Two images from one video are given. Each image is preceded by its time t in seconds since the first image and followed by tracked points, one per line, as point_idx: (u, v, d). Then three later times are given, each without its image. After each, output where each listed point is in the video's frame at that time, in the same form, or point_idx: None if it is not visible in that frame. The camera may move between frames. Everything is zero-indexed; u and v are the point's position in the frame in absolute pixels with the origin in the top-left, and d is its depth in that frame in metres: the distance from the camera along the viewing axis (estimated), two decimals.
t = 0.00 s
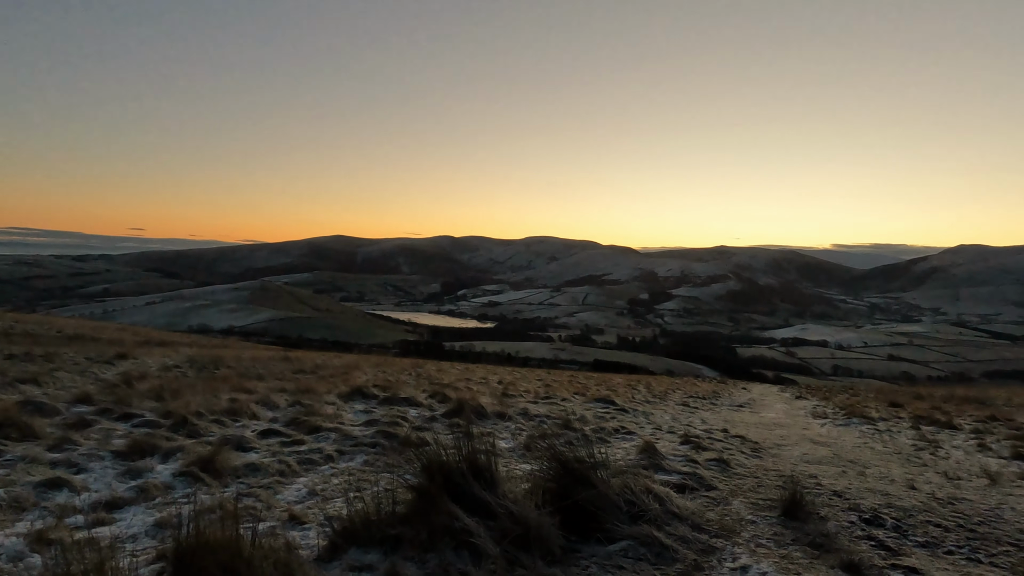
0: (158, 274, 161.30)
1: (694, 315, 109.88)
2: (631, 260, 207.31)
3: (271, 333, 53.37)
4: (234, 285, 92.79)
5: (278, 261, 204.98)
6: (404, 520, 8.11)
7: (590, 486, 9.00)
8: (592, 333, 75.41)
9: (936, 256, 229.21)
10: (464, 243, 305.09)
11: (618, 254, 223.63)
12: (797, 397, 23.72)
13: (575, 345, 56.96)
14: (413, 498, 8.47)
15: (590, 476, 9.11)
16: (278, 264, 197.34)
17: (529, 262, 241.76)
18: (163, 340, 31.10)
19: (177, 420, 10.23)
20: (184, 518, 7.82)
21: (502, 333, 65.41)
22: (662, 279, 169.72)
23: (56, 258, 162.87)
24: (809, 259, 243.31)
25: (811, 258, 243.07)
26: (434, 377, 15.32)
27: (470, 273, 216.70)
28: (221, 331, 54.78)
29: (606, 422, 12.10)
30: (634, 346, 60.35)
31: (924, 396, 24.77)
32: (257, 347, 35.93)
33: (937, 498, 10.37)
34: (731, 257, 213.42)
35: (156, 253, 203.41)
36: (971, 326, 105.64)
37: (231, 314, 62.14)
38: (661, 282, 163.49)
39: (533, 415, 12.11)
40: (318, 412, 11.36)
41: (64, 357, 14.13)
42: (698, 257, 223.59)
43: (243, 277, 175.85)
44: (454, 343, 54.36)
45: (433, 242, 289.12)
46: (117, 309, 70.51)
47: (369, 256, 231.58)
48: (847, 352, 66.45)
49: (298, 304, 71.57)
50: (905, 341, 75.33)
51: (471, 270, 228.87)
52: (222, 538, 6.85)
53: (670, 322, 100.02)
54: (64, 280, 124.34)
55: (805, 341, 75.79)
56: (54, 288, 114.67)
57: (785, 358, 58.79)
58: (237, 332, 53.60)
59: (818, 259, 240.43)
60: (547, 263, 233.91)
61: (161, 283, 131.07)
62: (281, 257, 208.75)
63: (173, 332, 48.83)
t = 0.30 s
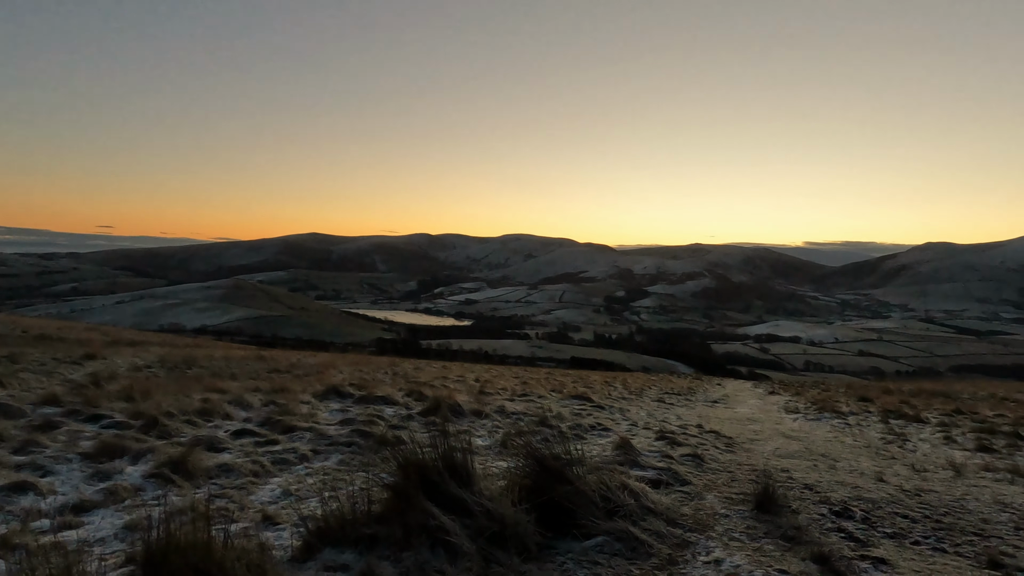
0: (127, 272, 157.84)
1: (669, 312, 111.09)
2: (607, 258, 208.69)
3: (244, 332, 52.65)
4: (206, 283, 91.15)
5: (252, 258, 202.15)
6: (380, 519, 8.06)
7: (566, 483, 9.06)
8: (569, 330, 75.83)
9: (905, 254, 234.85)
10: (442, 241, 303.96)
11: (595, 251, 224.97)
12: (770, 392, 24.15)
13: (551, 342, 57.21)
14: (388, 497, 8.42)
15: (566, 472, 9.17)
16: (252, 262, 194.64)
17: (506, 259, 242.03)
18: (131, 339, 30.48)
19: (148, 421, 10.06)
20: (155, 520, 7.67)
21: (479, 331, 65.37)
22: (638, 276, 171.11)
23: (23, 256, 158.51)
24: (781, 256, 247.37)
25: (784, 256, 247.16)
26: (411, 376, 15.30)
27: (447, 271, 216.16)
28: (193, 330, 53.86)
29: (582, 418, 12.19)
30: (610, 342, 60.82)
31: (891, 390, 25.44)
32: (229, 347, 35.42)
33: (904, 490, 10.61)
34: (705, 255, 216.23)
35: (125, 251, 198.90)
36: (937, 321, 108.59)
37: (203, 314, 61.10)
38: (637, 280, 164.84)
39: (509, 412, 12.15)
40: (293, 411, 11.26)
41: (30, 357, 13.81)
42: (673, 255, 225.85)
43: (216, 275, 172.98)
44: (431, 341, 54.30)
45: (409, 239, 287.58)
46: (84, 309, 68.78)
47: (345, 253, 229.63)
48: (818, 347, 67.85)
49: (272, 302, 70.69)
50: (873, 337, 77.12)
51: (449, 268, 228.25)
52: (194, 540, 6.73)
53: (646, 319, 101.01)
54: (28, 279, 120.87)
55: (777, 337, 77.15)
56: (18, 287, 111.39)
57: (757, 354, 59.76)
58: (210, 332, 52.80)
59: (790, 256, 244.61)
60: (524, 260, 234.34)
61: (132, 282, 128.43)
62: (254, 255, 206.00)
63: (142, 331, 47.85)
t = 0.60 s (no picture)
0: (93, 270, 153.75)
1: (644, 309, 112.13)
2: (583, 255, 209.68)
3: (215, 331, 51.75)
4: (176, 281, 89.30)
5: (224, 256, 198.60)
6: (353, 518, 8.00)
7: (541, 479, 9.11)
8: (545, 327, 76.11)
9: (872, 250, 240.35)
10: (419, 238, 302.57)
11: (571, 248, 226.04)
12: (743, 388, 24.54)
13: (527, 339, 57.34)
14: (363, 495, 8.37)
15: (541, 469, 9.22)
16: (225, 260, 191.21)
17: (482, 256, 241.97)
18: (97, 338, 29.75)
19: (116, 422, 9.87)
20: (123, 523, 7.52)
21: (455, 328, 65.19)
22: (613, 273, 172.37)
23: None
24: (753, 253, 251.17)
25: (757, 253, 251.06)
26: (387, 374, 15.21)
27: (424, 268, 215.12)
28: (162, 330, 52.74)
29: (558, 415, 12.25)
30: (585, 339, 61.20)
31: (858, 384, 26.11)
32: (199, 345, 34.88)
33: (872, 482, 10.87)
34: (680, 252, 218.70)
35: (91, 249, 193.66)
36: (904, 317, 111.42)
37: (172, 313, 59.83)
38: (613, 277, 165.93)
39: (485, 409, 12.17)
40: (265, 411, 11.15)
41: None
42: (648, 252, 227.97)
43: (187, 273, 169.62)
44: (406, 339, 54.01)
45: (383, 236, 285.36)
46: (48, 309, 66.78)
47: (320, 250, 226.97)
48: (787, 343, 69.23)
49: (245, 300, 69.65)
50: (842, 332, 78.85)
51: (425, 265, 227.19)
52: (163, 542, 6.60)
53: (621, 315, 101.85)
54: None
55: (749, 333, 78.47)
56: None
57: (730, 350, 60.72)
58: (180, 331, 51.77)
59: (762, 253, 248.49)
60: (500, 257, 234.46)
61: (99, 280, 125.49)
62: (227, 253, 202.44)
63: (107, 331, 46.68)
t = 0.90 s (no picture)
0: (56, 268, 149.43)
1: (617, 305, 113.06)
2: (556, 252, 210.51)
3: (184, 330, 50.77)
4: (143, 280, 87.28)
5: (193, 254, 194.74)
6: (326, 517, 7.92)
7: (514, 475, 9.15)
8: (519, 324, 76.33)
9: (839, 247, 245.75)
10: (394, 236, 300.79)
11: (546, 246, 226.77)
12: (715, 383, 24.93)
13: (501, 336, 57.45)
14: (335, 494, 8.30)
15: (515, 465, 9.26)
16: (194, 258, 187.53)
17: (456, 254, 241.50)
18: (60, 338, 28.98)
19: (81, 423, 9.66)
20: (88, 526, 7.35)
21: (430, 326, 64.99)
22: (586, 270, 173.43)
23: None
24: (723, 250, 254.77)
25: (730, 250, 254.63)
26: (360, 372, 15.14)
27: (398, 265, 213.83)
28: (129, 330, 51.54)
29: (532, 411, 12.31)
30: (559, 336, 61.51)
31: (823, 378, 26.77)
32: (166, 344, 34.22)
33: (839, 474, 11.13)
34: (653, 249, 220.85)
35: (54, 246, 188.05)
36: (870, 312, 114.22)
37: (139, 312, 58.54)
38: (586, 274, 166.90)
39: (459, 406, 12.18)
40: (236, 410, 11.01)
41: None
42: (621, 249, 229.85)
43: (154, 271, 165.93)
44: (380, 336, 53.69)
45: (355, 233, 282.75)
46: (8, 309, 64.64)
47: (294, 248, 224.09)
48: (757, 338, 70.50)
49: (216, 298, 68.49)
50: (810, 327, 80.51)
51: (400, 262, 225.90)
52: (130, 545, 6.46)
53: (594, 312, 102.59)
54: None
55: (720, 329, 79.67)
56: None
57: (701, 346, 61.57)
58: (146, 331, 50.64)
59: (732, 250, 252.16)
60: (474, 254, 234.25)
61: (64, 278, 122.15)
62: (196, 251, 198.51)
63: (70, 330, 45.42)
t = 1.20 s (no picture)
0: (15, 267, 144.59)
1: (590, 302, 113.87)
2: (530, 249, 210.95)
3: (150, 330, 49.65)
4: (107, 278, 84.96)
5: (161, 252, 190.30)
6: (296, 517, 7.82)
7: (487, 472, 9.17)
8: (493, 322, 76.38)
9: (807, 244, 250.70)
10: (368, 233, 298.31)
11: (520, 243, 227.10)
12: (686, 378, 25.31)
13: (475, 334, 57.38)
14: (306, 494, 8.20)
15: (488, 462, 9.28)
16: (162, 256, 183.32)
17: (429, 251, 240.44)
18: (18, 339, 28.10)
19: (41, 426, 9.41)
20: (48, 530, 7.15)
21: (403, 324, 64.64)
22: (560, 268, 174.15)
23: None
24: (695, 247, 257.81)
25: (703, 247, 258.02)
26: (333, 370, 15.03)
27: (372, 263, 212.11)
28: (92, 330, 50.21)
29: (505, 408, 12.37)
30: (533, 333, 61.72)
31: (790, 373, 27.40)
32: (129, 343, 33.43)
33: (806, 466, 11.37)
34: (626, 246, 222.61)
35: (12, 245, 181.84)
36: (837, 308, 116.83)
37: (104, 312, 57.04)
38: (560, 271, 167.63)
39: (432, 404, 12.18)
40: (204, 410, 10.84)
41: None
42: (595, 246, 231.32)
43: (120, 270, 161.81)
44: (352, 335, 53.23)
45: (327, 230, 279.38)
46: None
47: (265, 245, 220.70)
48: (728, 334, 71.67)
49: (185, 296, 67.21)
50: (778, 323, 82.09)
51: (373, 260, 224.16)
52: (94, 548, 6.30)
53: (567, 309, 103.13)
54: None
55: (692, 325, 80.72)
56: None
57: (673, 342, 62.39)
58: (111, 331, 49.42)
59: (703, 247, 255.33)
60: (448, 252, 233.60)
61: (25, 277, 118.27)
62: (164, 249, 194.02)
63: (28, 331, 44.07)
